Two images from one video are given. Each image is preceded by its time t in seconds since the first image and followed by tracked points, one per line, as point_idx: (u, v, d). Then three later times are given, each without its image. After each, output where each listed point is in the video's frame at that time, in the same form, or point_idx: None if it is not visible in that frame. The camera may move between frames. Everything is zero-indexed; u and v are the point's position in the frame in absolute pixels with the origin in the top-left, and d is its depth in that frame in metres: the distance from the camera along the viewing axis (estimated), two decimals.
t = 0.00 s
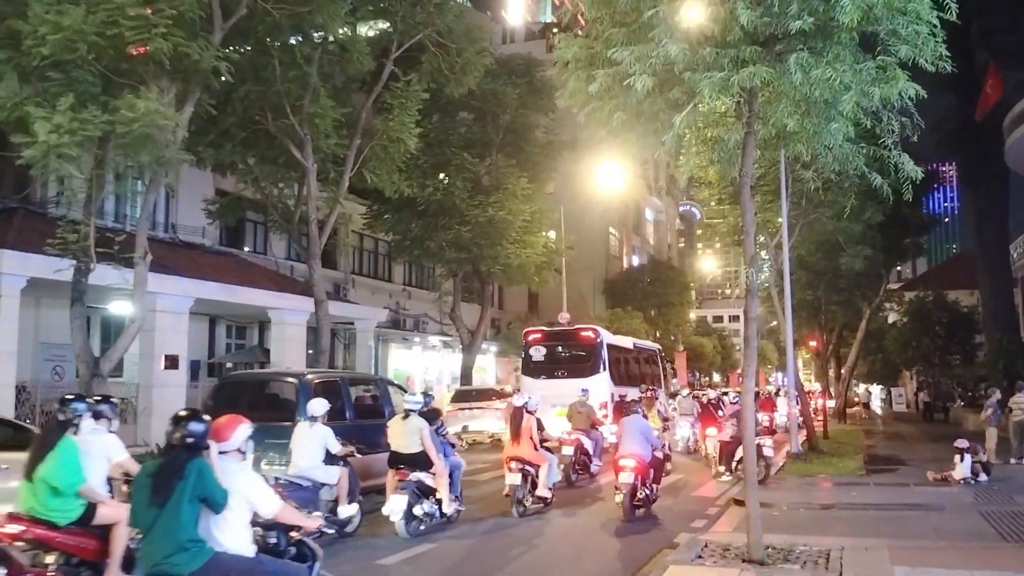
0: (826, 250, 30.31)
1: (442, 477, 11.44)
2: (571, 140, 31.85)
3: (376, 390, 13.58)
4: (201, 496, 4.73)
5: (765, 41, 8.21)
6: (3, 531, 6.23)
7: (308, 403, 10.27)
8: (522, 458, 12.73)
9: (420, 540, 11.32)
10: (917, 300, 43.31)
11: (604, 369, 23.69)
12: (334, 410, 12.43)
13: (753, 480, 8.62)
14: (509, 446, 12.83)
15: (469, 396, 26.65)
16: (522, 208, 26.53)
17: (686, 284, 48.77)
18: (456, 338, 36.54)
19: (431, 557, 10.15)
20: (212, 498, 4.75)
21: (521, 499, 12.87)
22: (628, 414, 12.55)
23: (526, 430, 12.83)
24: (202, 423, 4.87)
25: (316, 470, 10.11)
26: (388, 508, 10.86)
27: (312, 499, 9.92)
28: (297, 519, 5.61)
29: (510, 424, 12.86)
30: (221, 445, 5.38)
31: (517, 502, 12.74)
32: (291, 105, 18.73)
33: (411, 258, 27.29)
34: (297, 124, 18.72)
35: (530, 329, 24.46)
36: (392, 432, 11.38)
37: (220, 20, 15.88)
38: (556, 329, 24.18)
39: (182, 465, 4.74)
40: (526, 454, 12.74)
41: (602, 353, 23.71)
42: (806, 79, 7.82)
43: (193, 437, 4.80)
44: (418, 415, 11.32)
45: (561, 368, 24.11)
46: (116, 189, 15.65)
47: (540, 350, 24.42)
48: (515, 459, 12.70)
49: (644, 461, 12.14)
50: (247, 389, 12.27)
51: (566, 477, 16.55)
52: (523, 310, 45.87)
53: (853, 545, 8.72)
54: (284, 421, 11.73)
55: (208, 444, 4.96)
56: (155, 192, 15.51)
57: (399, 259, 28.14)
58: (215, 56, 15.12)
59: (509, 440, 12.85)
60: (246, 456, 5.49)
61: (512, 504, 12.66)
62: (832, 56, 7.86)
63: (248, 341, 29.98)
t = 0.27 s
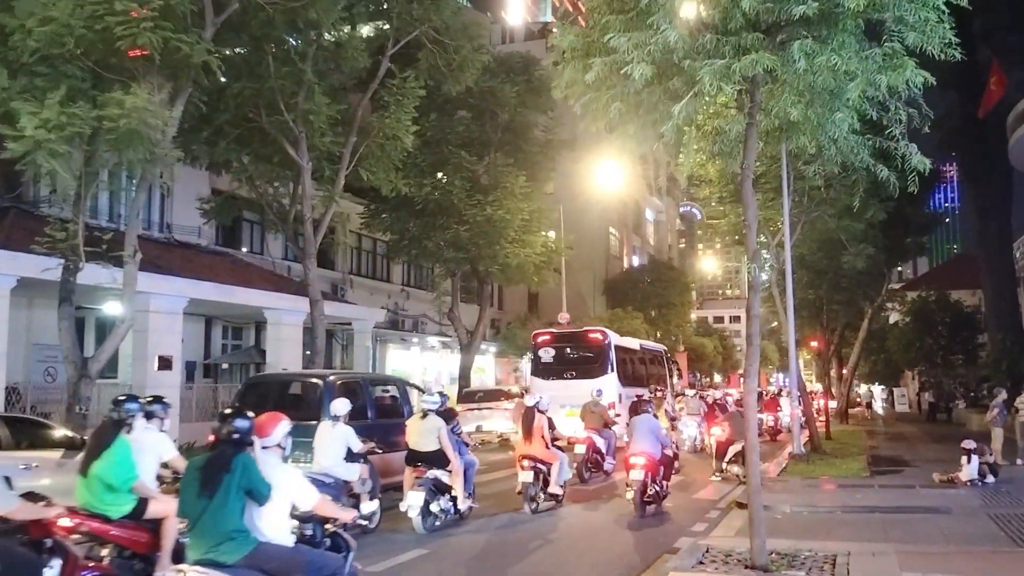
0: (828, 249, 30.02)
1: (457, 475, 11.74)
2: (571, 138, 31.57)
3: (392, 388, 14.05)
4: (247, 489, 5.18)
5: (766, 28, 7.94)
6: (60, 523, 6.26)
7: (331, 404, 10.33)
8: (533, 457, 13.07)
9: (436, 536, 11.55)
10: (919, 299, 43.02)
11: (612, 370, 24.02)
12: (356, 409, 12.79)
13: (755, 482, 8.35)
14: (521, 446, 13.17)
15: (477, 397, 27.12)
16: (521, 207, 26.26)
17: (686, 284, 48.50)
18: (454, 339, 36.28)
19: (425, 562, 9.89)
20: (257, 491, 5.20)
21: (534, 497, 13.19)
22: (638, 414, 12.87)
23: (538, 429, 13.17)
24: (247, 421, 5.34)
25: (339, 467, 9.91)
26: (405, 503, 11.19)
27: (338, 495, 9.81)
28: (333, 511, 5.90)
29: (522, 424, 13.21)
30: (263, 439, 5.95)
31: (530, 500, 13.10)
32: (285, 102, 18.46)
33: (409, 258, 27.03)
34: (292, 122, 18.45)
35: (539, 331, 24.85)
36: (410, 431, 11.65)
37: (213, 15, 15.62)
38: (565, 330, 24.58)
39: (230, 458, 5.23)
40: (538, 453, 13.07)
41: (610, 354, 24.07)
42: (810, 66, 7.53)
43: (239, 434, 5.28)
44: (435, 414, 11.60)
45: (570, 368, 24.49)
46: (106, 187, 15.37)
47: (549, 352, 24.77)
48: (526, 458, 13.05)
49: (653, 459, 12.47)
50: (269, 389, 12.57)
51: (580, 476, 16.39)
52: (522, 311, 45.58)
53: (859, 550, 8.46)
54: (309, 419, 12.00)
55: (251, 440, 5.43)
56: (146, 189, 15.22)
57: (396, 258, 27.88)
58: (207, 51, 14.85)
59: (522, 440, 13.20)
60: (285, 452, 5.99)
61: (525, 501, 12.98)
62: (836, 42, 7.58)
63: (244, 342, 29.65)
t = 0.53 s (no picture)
0: (833, 247, 29.67)
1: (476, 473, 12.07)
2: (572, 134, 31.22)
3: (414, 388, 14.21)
4: (292, 486, 5.49)
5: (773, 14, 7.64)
6: (119, 519, 6.39)
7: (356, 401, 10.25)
8: (548, 455, 13.52)
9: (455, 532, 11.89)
10: (924, 298, 42.67)
11: (621, 370, 25.17)
12: (378, 411, 13.17)
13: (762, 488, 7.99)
14: (537, 444, 13.60)
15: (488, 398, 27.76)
16: (522, 204, 25.94)
17: (689, 283, 48.18)
18: (455, 337, 36.01)
19: (422, 567, 9.60)
20: (301, 488, 5.51)
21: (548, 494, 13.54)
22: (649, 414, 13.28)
23: (552, 428, 13.60)
24: (292, 420, 5.62)
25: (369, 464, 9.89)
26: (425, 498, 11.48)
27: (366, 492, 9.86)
28: (370, 508, 6.39)
29: (537, 423, 13.63)
30: (304, 437, 6.50)
31: (545, 496, 13.50)
32: (282, 97, 18.16)
33: (409, 255, 26.75)
34: (288, 117, 18.15)
35: (550, 332, 25.87)
36: (428, 430, 11.94)
37: (206, 7, 15.31)
38: (575, 331, 25.73)
39: (278, 456, 5.55)
40: (552, 451, 13.52)
41: (619, 355, 25.27)
42: (820, 53, 7.22)
43: (286, 433, 5.57)
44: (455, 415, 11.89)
45: (581, 368, 25.68)
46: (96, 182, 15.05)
47: (560, 352, 25.95)
48: (541, 456, 13.49)
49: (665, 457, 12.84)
50: (293, 389, 13.01)
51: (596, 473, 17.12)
52: (524, 310, 45.28)
53: (870, 558, 8.12)
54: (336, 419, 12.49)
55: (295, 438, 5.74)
56: (136, 184, 14.89)
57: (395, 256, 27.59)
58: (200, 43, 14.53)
59: (536, 438, 13.64)
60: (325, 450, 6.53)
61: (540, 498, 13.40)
62: (847, 29, 7.26)
63: (243, 340, 29.37)
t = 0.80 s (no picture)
0: (835, 246, 29.41)
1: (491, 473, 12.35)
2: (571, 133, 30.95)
3: (435, 392, 15.06)
4: (328, 483, 5.83)
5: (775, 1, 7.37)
6: (179, 515, 6.56)
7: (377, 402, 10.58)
8: (559, 454, 13.79)
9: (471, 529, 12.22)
10: (925, 297, 42.42)
11: (629, 371, 25.39)
12: (399, 412, 14.06)
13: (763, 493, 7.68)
14: (548, 444, 13.89)
15: (496, 397, 27.91)
16: (520, 203, 25.65)
17: (689, 283, 47.94)
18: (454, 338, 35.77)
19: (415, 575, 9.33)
20: (336, 486, 5.84)
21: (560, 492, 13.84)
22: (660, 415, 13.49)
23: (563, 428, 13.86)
24: (328, 422, 6.02)
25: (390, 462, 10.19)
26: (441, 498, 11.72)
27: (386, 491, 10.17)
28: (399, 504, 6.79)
29: (549, 423, 13.87)
30: (338, 437, 7.21)
31: (557, 494, 13.75)
32: (275, 94, 17.88)
33: (406, 255, 26.49)
34: (281, 114, 17.86)
35: (559, 334, 26.21)
36: (444, 430, 12.23)
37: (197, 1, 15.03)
38: (583, 333, 26.01)
39: (314, 456, 5.89)
40: (562, 450, 13.79)
41: (627, 357, 25.48)
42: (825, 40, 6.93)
43: (322, 433, 5.97)
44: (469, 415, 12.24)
45: (588, 369, 25.90)
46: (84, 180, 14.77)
47: (568, 354, 26.16)
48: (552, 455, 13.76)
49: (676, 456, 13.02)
50: (322, 389, 13.98)
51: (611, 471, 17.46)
52: (523, 310, 45.03)
53: (876, 567, 7.83)
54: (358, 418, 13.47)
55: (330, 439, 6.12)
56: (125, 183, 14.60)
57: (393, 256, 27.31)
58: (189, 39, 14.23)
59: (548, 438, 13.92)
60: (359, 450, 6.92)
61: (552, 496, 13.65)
62: (852, 15, 6.98)
63: (239, 341, 29.11)
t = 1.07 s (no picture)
0: (837, 247, 29.09)
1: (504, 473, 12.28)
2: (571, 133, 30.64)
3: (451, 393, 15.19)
4: (355, 481, 5.92)
5: None
6: (235, 512, 6.75)
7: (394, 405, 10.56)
8: (567, 455, 13.84)
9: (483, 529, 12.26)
10: (928, 299, 42.07)
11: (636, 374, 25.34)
12: (417, 412, 14.31)
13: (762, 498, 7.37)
14: (556, 444, 13.93)
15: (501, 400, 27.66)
16: (519, 203, 25.33)
17: (690, 285, 47.63)
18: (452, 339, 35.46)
19: None
20: (363, 484, 5.94)
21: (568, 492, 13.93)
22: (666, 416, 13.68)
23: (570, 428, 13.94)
24: (355, 422, 6.10)
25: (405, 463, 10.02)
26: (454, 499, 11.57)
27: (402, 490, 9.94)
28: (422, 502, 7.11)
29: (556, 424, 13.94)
30: (364, 437, 7.44)
31: (564, 494, 13.82)
32: (268, 91, 17.57)
33: (404, 256, 26.22)
34: (274, 111, 17.56)
35: (566, 337, 26.16)
36: (456, 431, 12.18)
37: None
38: (590, 337, 25.97)
39: (342, 455, 5.96)
40: (570, 450, 13.85)
41: (634, 360, 25.44)
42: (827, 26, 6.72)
43: (350, 433, 6.04)
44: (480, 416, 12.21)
45: (595, 372, 25.83)
46: (70, 177, 14.45)
47: (575, 357, 26.11)
48: (560, 456, 13.80)
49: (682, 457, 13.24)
50: (340, 394, 14.06)
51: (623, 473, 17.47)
52: (522, 312, 44.71)
53: None
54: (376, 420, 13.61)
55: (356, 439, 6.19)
56: (112, 180, 14.29)
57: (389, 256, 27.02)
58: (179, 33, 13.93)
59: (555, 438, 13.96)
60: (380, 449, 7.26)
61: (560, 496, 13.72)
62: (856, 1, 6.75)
63: (235, 342, 28.79)
